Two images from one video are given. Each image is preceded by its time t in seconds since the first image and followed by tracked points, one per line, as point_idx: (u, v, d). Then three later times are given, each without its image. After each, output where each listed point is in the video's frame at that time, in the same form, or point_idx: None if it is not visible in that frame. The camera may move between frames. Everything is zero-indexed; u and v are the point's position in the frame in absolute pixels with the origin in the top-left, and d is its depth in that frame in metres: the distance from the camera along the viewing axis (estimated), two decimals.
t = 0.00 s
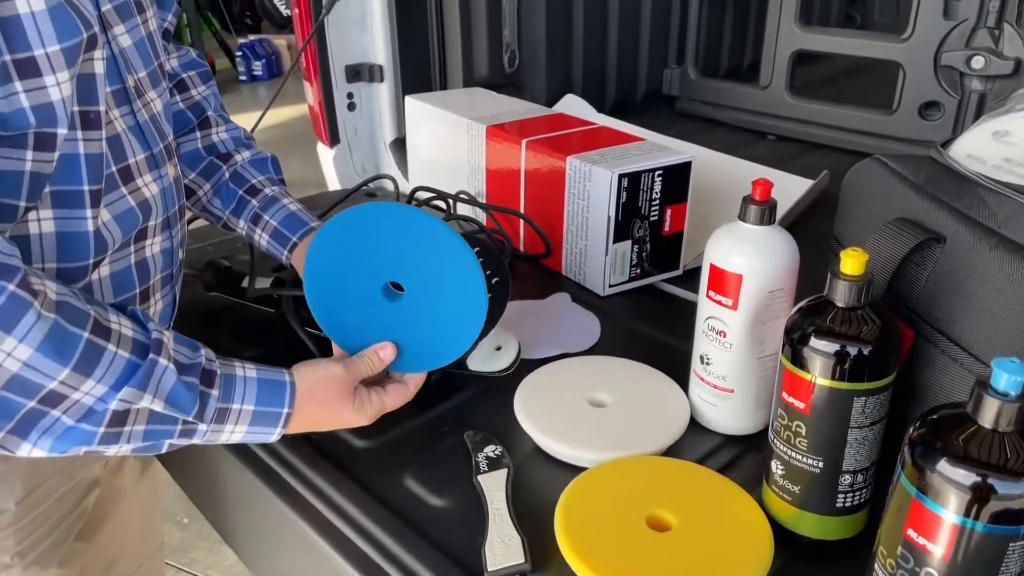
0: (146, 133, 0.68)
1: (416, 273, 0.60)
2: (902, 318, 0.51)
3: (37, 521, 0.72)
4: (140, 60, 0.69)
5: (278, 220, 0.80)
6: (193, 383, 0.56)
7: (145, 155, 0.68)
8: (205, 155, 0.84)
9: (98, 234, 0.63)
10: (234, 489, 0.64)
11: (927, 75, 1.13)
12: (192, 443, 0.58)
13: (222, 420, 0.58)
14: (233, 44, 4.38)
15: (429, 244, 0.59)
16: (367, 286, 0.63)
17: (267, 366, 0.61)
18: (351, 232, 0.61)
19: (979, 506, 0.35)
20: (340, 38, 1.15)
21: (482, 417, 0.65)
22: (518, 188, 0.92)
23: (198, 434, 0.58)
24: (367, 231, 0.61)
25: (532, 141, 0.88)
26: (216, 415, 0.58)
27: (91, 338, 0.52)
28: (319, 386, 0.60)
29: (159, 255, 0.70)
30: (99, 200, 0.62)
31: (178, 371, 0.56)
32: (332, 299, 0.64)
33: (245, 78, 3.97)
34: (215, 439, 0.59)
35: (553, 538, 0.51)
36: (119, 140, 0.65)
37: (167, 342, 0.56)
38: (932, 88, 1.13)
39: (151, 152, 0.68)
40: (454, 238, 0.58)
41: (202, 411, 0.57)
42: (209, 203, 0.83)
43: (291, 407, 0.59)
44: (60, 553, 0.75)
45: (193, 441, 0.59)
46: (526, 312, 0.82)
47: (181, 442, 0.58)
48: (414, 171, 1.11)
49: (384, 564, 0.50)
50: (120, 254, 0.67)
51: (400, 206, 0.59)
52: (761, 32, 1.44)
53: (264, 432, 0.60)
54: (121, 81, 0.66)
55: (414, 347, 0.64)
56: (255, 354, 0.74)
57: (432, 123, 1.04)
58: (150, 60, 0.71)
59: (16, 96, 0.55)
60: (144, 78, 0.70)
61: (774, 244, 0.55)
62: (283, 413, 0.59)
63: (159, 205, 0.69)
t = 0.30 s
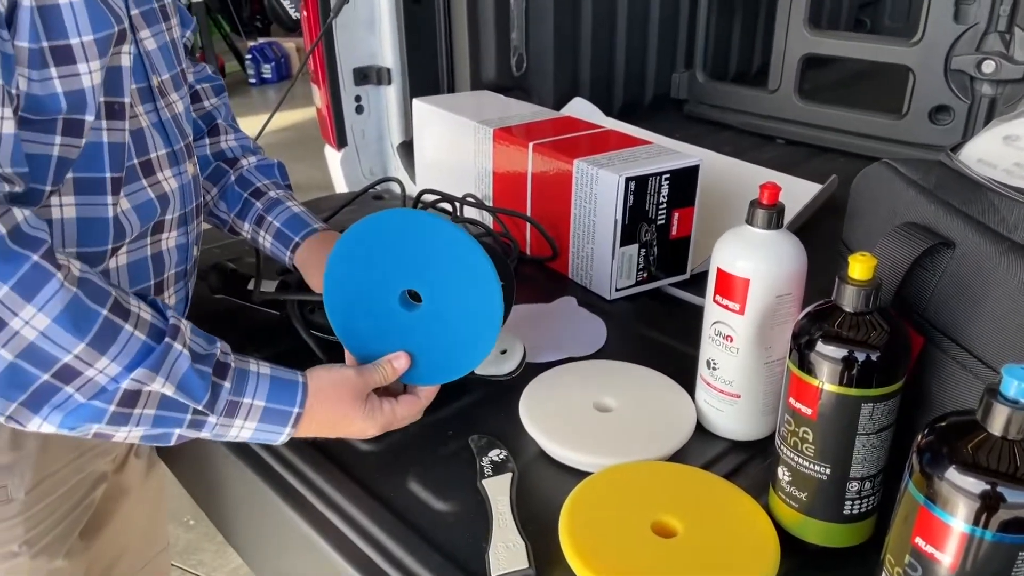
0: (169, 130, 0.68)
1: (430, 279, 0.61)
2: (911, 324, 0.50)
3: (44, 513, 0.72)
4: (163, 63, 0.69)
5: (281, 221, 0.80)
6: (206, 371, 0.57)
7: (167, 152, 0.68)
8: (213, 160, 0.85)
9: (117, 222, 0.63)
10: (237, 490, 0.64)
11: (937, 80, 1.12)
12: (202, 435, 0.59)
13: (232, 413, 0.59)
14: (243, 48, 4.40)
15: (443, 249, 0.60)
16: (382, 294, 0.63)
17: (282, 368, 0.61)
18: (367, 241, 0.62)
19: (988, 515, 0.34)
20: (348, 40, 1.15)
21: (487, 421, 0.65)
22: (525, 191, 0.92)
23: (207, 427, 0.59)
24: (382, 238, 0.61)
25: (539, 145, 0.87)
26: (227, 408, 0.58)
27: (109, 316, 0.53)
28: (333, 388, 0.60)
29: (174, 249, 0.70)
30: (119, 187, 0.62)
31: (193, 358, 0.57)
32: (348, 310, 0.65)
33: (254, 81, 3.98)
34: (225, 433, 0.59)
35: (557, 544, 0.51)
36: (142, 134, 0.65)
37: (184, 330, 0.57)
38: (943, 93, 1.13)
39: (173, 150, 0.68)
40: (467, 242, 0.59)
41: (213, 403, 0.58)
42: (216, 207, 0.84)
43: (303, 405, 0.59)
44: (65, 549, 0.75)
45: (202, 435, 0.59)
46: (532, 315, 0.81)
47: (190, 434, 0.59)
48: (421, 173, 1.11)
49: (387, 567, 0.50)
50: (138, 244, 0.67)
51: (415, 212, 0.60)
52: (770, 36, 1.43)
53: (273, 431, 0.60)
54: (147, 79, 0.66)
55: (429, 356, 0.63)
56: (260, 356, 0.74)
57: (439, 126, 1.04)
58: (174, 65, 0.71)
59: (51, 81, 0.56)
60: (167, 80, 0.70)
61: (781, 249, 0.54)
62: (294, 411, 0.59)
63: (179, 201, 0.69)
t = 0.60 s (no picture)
0: (175, 133, 0.68)
1: (433, 278, 0.60)
2: (913, 329, 0.50)
3: (45, 513, 0.72)
4: (170, 68, 0.69)
5: (280, 220, 0.81)
6: (209, 361, 0.57)
7: (173, 154, 0.68)
8: (215, 162, 0.85)
9: (121, 220, 0.63)
10: (236, 492, 0.64)
11: (943, 82, 1.11)
12: (203, 426, 0.59)
13: (234, 404, 0.58)
14: (250, 50, 4.42)
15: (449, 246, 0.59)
16: (386, 293, 0.63)
17: (285, 362, 0.61)
18: (373, 239, 0.62)
19: (986, 522, 0.34)
20: (351, 43, 1.15)
21: (486, 423, 0.65)
22: (527, 193, 0.91)
23: (209, 417, 0.58)
24: (389, 236, 0.62)
25: (542, 147, 0.87)
26: (229, 399, 0.58)
27: (112, 305, 0.53)
28: (335, 383, 0.60)
29: (178, 250, 0.70)
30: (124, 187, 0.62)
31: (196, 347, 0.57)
32: (353, 308, 0.65)
33: (261, 83, 4.00)
34: (226, 424, 0.59)
35: (555, 549, 0.51)
36: (150, 136, 0.66)
37: (186, 319, 0.57)
38: (949, 96, 1.12)
39: (179, 152, 0.68)
40: (469, 239, 0.58)
41: (216, 393, 0.57)
42: (217, 207, 0.85)
43: (304, 398, 0.59)
44: (66, 549, 0.75)
45: (203, 426, 0.59)
46: (533, 318, 0.81)
47: (191, 425, 0.58)
48: (424, 175, 1.11)
49: (383, 570, 0.50)
50: (141, 244, 0.67)
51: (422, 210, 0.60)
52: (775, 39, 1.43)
53: (273, 423, 0.60)
54: (154, 82, 0.67)
55: (431, 357, 0.63)
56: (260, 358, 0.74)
57: (443, 127, 1.04)
58: (179, 74, 0.71)
59: (59, 75, 0.56)
60: (173, 86, 0.70)
61: (781, 252, 0.54)
62: (295, 404, 0.59)
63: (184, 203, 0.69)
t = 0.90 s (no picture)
0: (174, 136, 0.68)
1: (439, 275, 0.63)
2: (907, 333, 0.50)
3: (43, 514, 0.72)
4: (168, 72, 0.69)
5: (282, 210, 0.83)
6: (204, 344, 0.57)
7: (172, 156, 0.68)
8: (217, 157, 0.86)
9: (119, 221, 0.64)
10: (232, 493, 0.64)
11: (945, 85, 1.11)
12: (201, 411, 0.59)
13: (230, 388, 0.59)
14: (256, 52, 4.43)
15: (459, 247, 0.63)
16: (388, 291, 0.64)
17: (280, 348, 0.61)
18: (378, 238, 0.63)
19: (975, 527, 0.34)
20: (353, 45, 1.16)
21: (482, 426, 0.65)
22: (527, 196, 0.92)
23: (206, 402, 0.59)
24: (396, 236, 0.63)
25: (541, 150, 0.87)
26: (225, 383, 0.58)
27: (105, 292, 0.54)
28: (331, 370, 0.60)
29: (176, 253, 0.71)
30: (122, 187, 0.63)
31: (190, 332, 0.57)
32: (348, 309, 0.64)
33: (266, 84, 4.01)
34: (223, 409, 0.59)
35: (547, 552, 0.51)
36: (148, 137, 0.66)
37: (179, 305, 0.57)
38: (950, 99, 1.12)
39: (177, 155, 0.69)
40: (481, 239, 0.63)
41: (212, 377, 0.58)
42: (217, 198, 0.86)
43: (300, 381, 0.60)
44: (65, 549, 0.75)
45: (200, 412, 0.59)
46: (531, 320, 0.81)
47: (188, 411, 0.59)
48: (424, 177, 1.11)
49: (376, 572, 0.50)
50: (141, 246, 0.67)
51: (434, 211, 0.63)
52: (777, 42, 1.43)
53: (270, 408, 0.60)
54: (154, 85, 0.67)
55: (428, 357, 0.63)
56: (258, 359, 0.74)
57: (443, 129, 1.04)
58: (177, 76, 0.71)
59: (57, 74, 0.56)
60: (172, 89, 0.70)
61: (776, 256, 0.54)
62: (290, 389, 0.59)
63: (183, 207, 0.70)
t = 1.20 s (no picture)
0: (168, 137, 0.69)
1: (439, 271, 0.63)
2: (898, 336, 0.50)
3: (39, 513, 0.73)
4: (165, 73, 0.70)
5: (290, 160, 0.83)
6: (194, 331, 0.57)
7: (166, 158, 0.68)
8: (219, 128, 0.87)
9: (113, 223, 0.64)
10: (226, 494, 0.65)
11: (944, 88, 1.11)
12: (195, 398, 0.59)
13: (223, 373, 0.58)
14: (260, 53, 4.44)
15: (461, 244, 0.64)
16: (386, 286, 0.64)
17: (271, 334, 0.61)
18: (379, 235, 0.64)
19: (962, 533, 0.34)
20: (352, 47, 1.16)
21: (476, 428, 0.65)
22: (524, 197, 0.92)
23: (199, 389, 0.58)
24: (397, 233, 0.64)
25: (539, 152, 0.88)
26: (218, 368, 0.58)
27: (92, 285, 0.53)
28: (324, 357, 0.60)
29: (172, 256, 0.71)
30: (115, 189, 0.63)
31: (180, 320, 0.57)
32: (346, 304, 0.64)
33: (270, 85, 4.02)
34: (217, 395, 0.59)
35: (538, 555, 0.51)
36: (143, 140, 0.66)
37: (168, 294, 0.57)
38: (950, 101, 1.11)
39: (171, 156, 0.69)
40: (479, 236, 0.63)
41: (204, 362, 0.58)
42: (223, 164, 0.85)
43: (293, 366, 0.59)
44: (60, 549, 0.76)
45: (195, 399, 0.59)
46: (527, 322, 0.81)
47: (182, 398, 0.59)
48: (422, 178, 1.11)
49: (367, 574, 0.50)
50: (135, 248, 0.67)
51: (434, 208, 0.64)
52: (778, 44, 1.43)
53: (265, 392, 0.59)
54: (148, 87, 0.67)
55: (425, 353, 0.64)
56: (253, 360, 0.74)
57: (442, 131, 1.04)
58: (173, 77, 0.71)
59: (45, 74, 0.56)
60: (167, 91, 0.70)
61: (769, 260, 0.54)
62: (284, 372, 0.59)
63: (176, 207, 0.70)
